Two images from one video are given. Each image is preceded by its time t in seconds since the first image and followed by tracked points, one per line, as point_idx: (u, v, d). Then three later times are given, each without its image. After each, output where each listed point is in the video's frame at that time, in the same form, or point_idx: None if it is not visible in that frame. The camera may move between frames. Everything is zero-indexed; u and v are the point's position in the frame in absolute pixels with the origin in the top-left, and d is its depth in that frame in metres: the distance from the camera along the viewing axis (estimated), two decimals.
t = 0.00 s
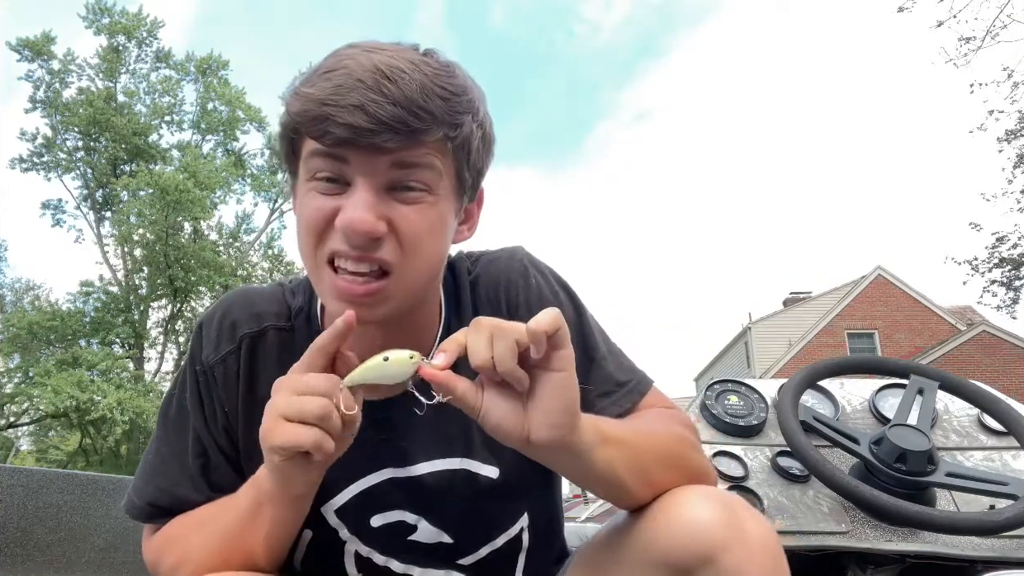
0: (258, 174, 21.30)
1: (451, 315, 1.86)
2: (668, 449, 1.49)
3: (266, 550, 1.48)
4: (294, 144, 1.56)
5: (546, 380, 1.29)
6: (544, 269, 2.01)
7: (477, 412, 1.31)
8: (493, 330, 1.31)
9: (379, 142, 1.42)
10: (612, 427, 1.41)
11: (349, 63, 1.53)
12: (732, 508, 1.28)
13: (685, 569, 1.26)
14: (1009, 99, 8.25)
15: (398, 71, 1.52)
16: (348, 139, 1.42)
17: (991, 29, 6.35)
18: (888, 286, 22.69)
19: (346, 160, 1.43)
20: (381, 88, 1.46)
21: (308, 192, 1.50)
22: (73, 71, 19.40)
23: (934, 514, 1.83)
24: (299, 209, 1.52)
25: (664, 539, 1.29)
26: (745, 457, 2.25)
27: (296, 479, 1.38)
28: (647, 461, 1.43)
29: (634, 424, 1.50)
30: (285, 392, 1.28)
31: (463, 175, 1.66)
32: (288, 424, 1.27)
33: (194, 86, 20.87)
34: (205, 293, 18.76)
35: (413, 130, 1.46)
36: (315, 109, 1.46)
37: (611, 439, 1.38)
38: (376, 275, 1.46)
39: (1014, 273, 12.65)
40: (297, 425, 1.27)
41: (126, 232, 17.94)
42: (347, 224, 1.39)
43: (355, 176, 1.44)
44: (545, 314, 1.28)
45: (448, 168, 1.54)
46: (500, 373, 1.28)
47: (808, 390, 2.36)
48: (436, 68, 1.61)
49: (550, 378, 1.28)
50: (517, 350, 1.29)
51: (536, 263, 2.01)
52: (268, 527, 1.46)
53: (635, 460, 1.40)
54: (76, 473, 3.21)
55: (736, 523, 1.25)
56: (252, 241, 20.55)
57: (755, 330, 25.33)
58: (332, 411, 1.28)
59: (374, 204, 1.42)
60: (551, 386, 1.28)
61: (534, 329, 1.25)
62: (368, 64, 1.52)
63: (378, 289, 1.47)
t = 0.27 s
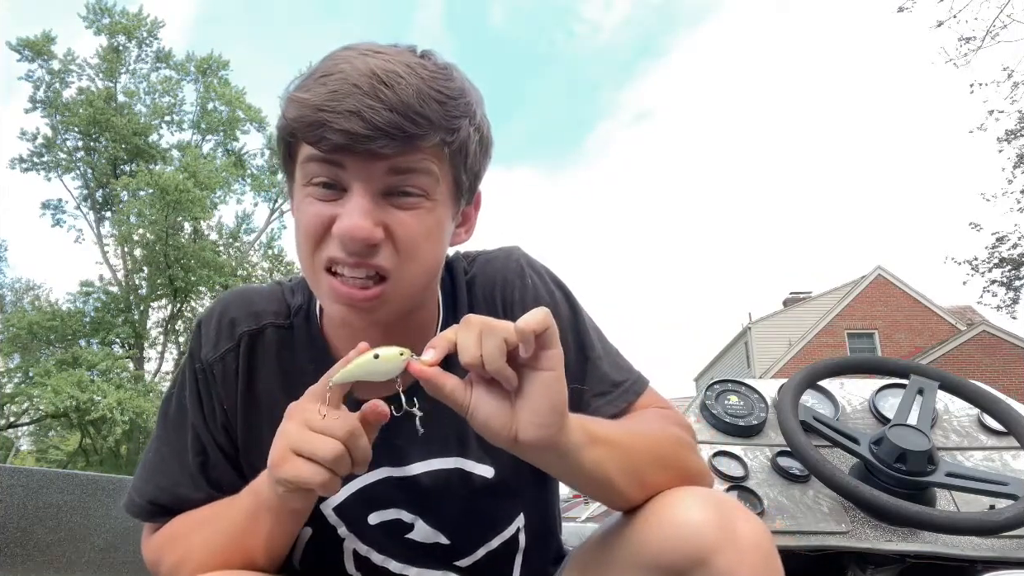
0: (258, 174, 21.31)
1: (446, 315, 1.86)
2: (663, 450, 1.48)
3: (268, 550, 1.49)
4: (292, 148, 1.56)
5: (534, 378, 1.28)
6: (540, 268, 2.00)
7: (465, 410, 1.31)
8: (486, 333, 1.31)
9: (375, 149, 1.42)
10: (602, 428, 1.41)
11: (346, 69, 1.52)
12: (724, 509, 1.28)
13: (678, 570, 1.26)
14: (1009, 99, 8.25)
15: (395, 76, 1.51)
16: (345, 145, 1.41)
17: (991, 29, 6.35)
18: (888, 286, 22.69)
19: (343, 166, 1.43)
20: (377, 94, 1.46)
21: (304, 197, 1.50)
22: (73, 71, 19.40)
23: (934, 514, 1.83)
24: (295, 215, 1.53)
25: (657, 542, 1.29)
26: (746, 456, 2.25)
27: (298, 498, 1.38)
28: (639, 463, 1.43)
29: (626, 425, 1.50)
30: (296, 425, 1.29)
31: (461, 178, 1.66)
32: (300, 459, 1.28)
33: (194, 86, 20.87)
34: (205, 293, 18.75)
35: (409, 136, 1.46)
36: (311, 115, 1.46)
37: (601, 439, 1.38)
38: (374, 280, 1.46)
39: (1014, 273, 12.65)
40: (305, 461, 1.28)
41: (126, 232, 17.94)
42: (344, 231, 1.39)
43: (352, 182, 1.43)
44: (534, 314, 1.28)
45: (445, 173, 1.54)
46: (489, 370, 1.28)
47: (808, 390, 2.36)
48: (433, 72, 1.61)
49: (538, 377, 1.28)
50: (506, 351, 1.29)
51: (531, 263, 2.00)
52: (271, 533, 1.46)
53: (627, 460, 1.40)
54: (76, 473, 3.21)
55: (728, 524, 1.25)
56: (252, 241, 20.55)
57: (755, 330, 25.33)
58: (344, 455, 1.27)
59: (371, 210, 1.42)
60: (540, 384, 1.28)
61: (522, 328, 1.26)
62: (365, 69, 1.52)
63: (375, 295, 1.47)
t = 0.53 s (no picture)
0: (259, 174, 21.31)
1: (444, 315, 1.86)
2: (661, 451, 1.48)
3: (266, 549, 1.49)
4: (289, 150, 1.56)
5: (532, 380, 1.28)
6: (538, 268, 2.00)
7: (462, 412, 1.31)
8: (482, 331, 1.30)
9: (373, 150, 1.42)
10: (600, 429, 1.41)
11: (343, 70, 1.52)
12: (723, 509, 1.28)
13: (677, 570, 1.26)
14: (1009, 99, 8.26)
15: (392, 77, 1.52)
16: (342, 147, 1.41)
17: (991, 29, 6.35)
18: (888, 286, 22.69)
19: (341, 168, 1.43)
20: (375, 96, 1.46)
21: (302, 199, 1.49)
22: (74, 71, 19.41)
23: (934, 514, 1.83)
24: (293, 216, 1.52)
25: (656, 542, 1.29)
26: (746, 457, 2.25)
27: (295, 489, 1.36)
28: (637, 464, 1.43)
29: (625, 426, 1.51)
30: (288, 401, 1.29)
31: (459, 180, 1.66)
32: (293, 435, 1.26)
33: (195, 86, 20.87)
34: (205, 293, 18.74)
35: (407, 137, 1.46)
36: (309, 117, 1.46)
37: (599, 440, 1.38)
38: (372, 281, 1.46)
39: (1014, 273, 12.65)
40: (296, 435, 1.27)
41: (126, 232, 17.94)
42: (342, 232, 1.39)
43: (350, 183, 1.43)
44: (531, 315, 1.29)
45: (443, 174, 1.54)
46: (486, 372, 1.27)
47: (808, 390, 2.36)
48: (431, 73, 1.61)
49: (536, 378, 1.28)
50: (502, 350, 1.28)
51: (529, 263, 2.00)
52: (267, 528, 1.46)
53: (626, 461, 1.41)
54: (76, 473, 3.21)
55: (727, 524, 1.25)
56: (252, 241, 20.55)
57: (755, 330, 25.33)
58: (335, 426, 1.27)
59: (369, 211, 1.42)
60: (538, 386, 1.28)
61: (520, 330, 1.26)
62: (362, 70, 1.52)
63: (374, 296, 1.47)
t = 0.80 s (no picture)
0: (259, 174, 21.30)
1: (442, 316, 1.86)
2: (660, 451, 1.48)
3: (266, 549, 1.49)
4: (283, 153, 1.56)
5: (529, 382, 1.28)
6: (536, 269, 2.00)
7: (460, 412, 1.31)
8: (478, 330, 1.30)
9: (367, 151, 1.42)
10: (599, 430, 1.41)
11: (336, 72, 1.52)
12: (723, 509, 1.28)
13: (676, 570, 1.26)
14: (1009, 99, 8.26)
15: (385, 78, 1.52)
16: (337, 149, 1.41)
17: (992, 29, 6.36)
18: (888, 286, 22.69)
19: (336, 170, 1.43)
20: (368, 97, 1.46)
21: (297, 203, 1.49)
22: (74, 71, 19.41)
23: (934, 514, 1.83)
24: (288, 221, 1.52)
25: (655, 542, 1.29)
26: (746, 457, 2.25)
27: (294, 488, 1.37)
28: (635, 465, 1.43)
29: (623, 426, 1.50)
30: (286, 400, 1.28)
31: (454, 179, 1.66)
32: (291, 434, 1.27)
33: (195, 86, 20.87)
34: (205, 293, 18.74)
35: (402, 138, 1.46)
36: (303, 120, 1.46)
37: (597, 440, 1.38)
38: (369, 283, 1.46)
39: (1014, 273, 12.64)
40: (293, 434, 1.27)
41: (126, 231, 17.96)
42: (338, 236, 1.38)
43: (345, 186, 1.43)
44: (528, 317, 1.28)
45: (438, 174, 1.54)
46: (483, 373, 1.27)
47: (808, 390, 2.36)
48: (424, 73, 1.61)
49: (533, 380, 1.28)
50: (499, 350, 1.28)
51: (527, 264, 2.00)
52: (264, 528, 1.46)
53: (625, 461, 1.41)
54: (76, 473, 3.21)
55: (727, 524, 1.25)
56: (252, 241, 20.55)
57: (755, 330, 25.33)
58: (332, 424, 1.28)
59: (365, 214, 1.41)
60: (534, 388, 1.27)
61: (517, 331, 1.26)
62: (355, 72, 1.52)
63: (372, 298, 1.47)
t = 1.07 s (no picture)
0: (259, 174, 21.30)
1: (443, 316, 1.86)
2: (660, 451, 1.48)
3: (265, 550, 1.48)
4: (285, 151, 1.56)
5: (529, 384, 1.28)
6: (535, 268, 2.00)
7: (460, 414, 1.31)
8: (480, 335, 1.29)
9: (370, 148, 1.42)
10: (599, 431, 1.40)
11: (337, 70, 1.53)
12: (722, 509, 1.28)
13: (676, 570, 1.26)
14: (1009, 99, 8.27)
15: (386, 75, 1.52)
16: (340, 147, 1.41)
17: (991, 30, 6.37)
18: (888, 287, 22.68)
19: (339, 167, 1.43)
20: (371, 94, 1.46)
21: (300, 201, 1.49)
22: (74, 71, 19.41)
23: (935, 514, 1.83)
24: (290, 218, 1.52)
25: (655, 543, 1.29)
26: (746, 456, 2.25)
27: (294, 497, 1.37)
28: (634, 466, 1.42)
29: (622, 427, 1.51)
30: (285, 417, 1.29)
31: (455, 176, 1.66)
32: (291, 451, 1.27)
33: (195, 86, 20.87)
34: (205, 293, 18.73)
35: (405, 135, 1.46)
36: (305, 117, 1.46)
37: (596, 440, 1.38)
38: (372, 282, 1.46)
39: (1014, 273, 12.64)
40: (292, 451, 1.27)
41: (126, 231, 17.97)
42: (343, 234, 1.39)
43: (348, 184, 1.43)
44: (527, 318, 1.28)
45: (441, 171, 1.54)
46: (482, 375, 1.26)
47: (808, 390, 2.36)
48: (424, 70, 1.61)
49: (533, 382, 1.27)
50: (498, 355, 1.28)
51: (527, 264, 2.00)
52: (261, 532, 1.45)
53: (625, 462, 1.40)
54: (76, 473, 3.21)
55: (727, 525, 1.25)
56: (252, 241, 20.55)
57: (755, 330, 25.33)
58: (333, 442, 1.27)
59: (368, 212, 1.41)
60: (533, 390, 1.27)
61: (516, 333, 1.25)
62: (356, 69, 1.52)
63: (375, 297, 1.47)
